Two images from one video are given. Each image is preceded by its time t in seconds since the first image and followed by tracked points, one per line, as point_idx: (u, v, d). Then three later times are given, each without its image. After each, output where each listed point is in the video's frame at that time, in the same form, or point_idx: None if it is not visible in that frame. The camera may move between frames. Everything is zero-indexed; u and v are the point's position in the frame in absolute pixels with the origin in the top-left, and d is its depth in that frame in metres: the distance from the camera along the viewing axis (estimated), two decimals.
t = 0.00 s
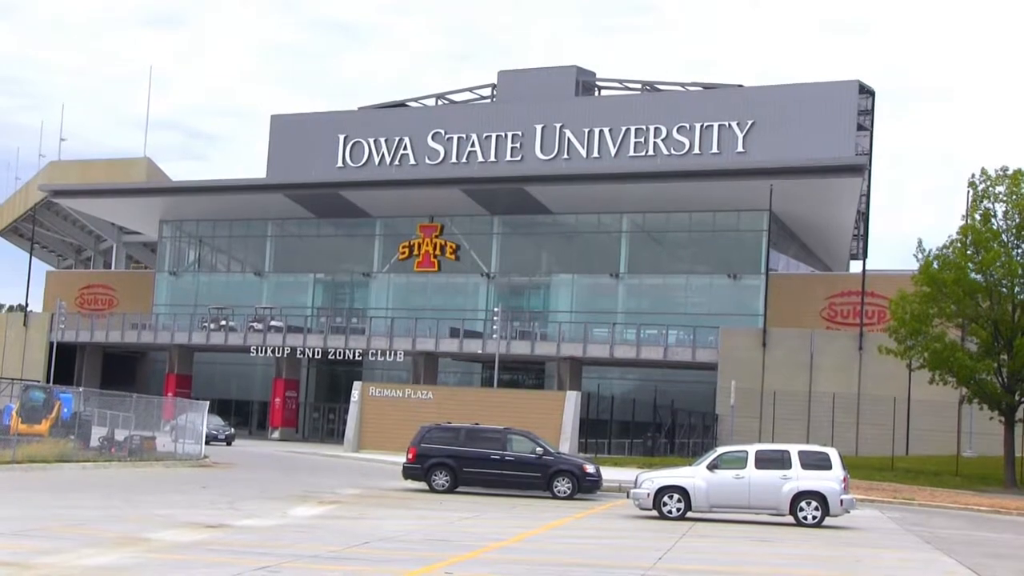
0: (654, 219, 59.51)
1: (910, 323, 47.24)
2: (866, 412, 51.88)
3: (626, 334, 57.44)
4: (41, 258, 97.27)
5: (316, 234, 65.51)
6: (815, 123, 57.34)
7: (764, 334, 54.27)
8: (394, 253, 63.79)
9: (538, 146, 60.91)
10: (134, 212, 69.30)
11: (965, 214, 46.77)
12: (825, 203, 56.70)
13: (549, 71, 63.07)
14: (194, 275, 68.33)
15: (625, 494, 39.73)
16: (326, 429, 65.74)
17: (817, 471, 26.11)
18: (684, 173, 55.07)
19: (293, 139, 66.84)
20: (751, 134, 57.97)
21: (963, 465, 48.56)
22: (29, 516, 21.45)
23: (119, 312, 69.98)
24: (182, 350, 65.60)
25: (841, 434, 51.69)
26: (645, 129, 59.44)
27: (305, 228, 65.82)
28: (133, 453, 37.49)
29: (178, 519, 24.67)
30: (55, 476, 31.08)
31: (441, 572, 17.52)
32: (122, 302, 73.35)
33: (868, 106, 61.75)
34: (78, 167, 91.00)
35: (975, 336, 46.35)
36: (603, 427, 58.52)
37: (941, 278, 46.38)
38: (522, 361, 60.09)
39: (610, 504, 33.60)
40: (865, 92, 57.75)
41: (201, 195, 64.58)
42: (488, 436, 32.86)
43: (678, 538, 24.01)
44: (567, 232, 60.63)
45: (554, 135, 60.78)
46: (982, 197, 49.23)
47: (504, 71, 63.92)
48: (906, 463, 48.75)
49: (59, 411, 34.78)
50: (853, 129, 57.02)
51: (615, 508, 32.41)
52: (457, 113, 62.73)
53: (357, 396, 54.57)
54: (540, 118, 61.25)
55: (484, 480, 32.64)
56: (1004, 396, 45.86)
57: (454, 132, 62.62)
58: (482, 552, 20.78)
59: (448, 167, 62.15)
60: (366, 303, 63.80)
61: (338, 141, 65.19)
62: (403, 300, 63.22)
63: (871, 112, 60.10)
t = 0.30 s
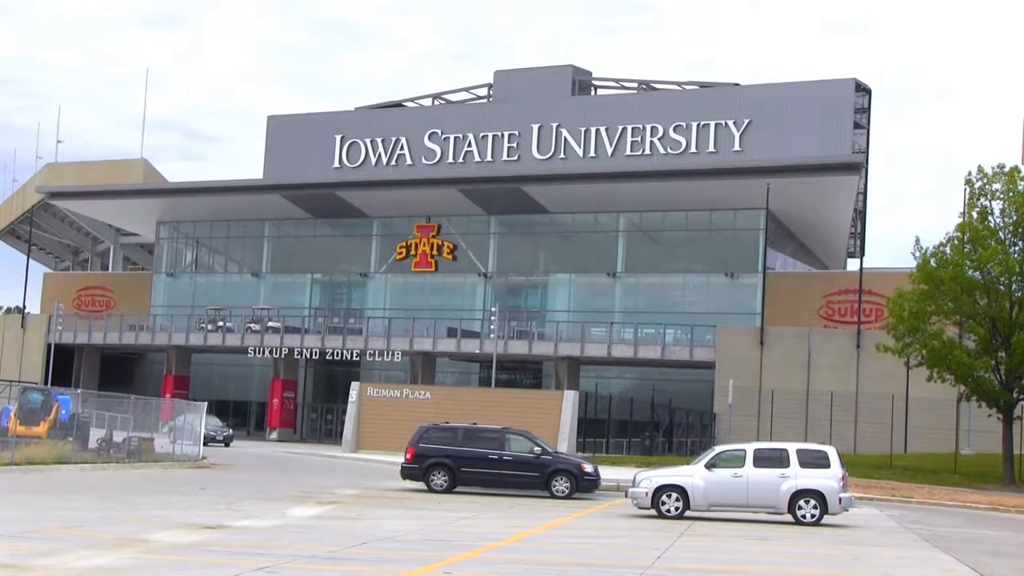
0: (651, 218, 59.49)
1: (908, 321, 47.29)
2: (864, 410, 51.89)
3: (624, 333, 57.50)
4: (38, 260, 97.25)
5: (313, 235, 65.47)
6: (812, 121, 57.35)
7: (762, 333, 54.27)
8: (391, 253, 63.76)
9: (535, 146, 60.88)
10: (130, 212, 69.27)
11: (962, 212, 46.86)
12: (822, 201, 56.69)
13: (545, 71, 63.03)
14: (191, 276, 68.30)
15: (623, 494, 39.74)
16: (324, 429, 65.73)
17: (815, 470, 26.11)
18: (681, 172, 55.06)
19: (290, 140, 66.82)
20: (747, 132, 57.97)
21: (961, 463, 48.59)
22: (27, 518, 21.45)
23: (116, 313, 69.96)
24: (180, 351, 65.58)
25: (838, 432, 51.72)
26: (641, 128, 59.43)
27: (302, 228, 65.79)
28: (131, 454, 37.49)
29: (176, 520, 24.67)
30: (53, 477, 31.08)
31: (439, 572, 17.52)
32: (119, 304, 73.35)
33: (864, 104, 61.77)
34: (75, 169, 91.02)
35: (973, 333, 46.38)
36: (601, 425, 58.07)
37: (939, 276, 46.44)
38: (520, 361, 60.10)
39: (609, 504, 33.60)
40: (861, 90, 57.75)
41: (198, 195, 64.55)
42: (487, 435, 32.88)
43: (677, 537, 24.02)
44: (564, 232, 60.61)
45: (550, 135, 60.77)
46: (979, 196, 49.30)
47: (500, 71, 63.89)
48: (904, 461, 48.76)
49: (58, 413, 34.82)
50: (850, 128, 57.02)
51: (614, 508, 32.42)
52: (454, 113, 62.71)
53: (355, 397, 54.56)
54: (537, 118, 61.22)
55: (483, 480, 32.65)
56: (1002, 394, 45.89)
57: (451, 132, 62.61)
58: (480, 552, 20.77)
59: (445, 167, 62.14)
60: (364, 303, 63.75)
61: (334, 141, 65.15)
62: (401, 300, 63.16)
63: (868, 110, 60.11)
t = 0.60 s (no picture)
0: (651, 218, 59.47)
1: (908, 321, 47.33)
2: (864, 410, 51.90)
3: (624, 333, 57.53)
4: (39, 260, 97.25)
5: (313, 234, 65.46)
6: (812, 122, 57.35)
7: (762, 333, 54.27)
8: (392, 253, 63.75)
9: (535, 147, 60.88)
10: (130, 212, 69.26)
11: (962, 213, 46.88)
12: (822, 202, 56.69)
13: (545, 71, 63.01)
14: (191, 276, 68.30)
15: (623, 494, 39.74)
16: (324, 429, 65.70)
17: (815, 470, 26.11)
18: (681, 172, 55.06)
19: (290, 140, 66.81)
20: (747, 133, 57.96)
21: (961, 463, 48.60)
22: (27, 518, 21.42)
23: (115, 313, 69.96)
24: (180, 351, 65.57)
25: (838, 433, 51.73)
26: (642, 128, 59.42)
27: (302, 228, 65.77)
28: (130, 453, 37.48)
29: (176, 520, 24.64)
30: (53, 477, 31.04)
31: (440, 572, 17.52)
32: (119, 303, 73.35)
33: (864, 105, 61.74)
34: (75, 168, 91.03)
35: (973, 334, 46.39)
36: (602, 427, 58.35)
37: (940, 276, 46.48)
38: (521, 361, 60.07)
39: (608, 504, 33.60)
40: (861, 91, 57.73)
41: (198, 195, 64.56)
42: (486, 436, 32.87)
43: (677, 537, 24.03)
44: (564, 232, 60.60)
45: (551, 135, 60.77)
46: (980, 196, 49.33)
47: (501, 71, 63.86)
48: (904, 462, 48.79)
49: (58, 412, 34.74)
50: (850, 128, 57.00)
51: (614, 508, 32.40)
52: (454, 113, 62.71)
53: (355, 397, 54.56)
54: (537, 118, 61.22)
55: (482, 480, 32.64)
56: (1002, 394, 45.93)
57: (451, 132, 62.61)
58: (481, 552, 20.77)
59: (445, 167, 62.14)
60: (364, 303, 63.72)
61: (335, 141, 65.13)
62: (401, 300, 63.13)
63: (869, 111, 60.09)
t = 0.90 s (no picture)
0: (654, 219, 59.44)
1: (911, 321, 47.35)
2: (866, 411, 51.90)
3: (626, 333, 57.57)
4: (41, 259, 97.35)
5: (315, 234, 65.45)
6: (814, 123, 57.30)
7: (764, 334, 54.26)
8: (394, 253, 63.76)
9: (538, 147, 60.86)
10: (133, 212, 69.30)
11: (966, 213, 46.86)
12: (825, 202, 56.67)
13: (548, 71, 62.88)
14: (193, 275, 68.33)
15: (626, 494, 39.77)
16: (326, 429, 65.71)
17: (817, 471, 26.10)
18: (683, 173, 55.05)
19: (292, 140, 66.78)
20: (750, 134, 57.92)
21: (963, 465, 48.61)
22: (29, 517, 21.42)
23: (118, 313, 69.98)
24: (182, 350, 65.61)
25: (841, 434, 51.72)
26: (644, 129, 59.40)
27: (304, 228, 65.77)
28: (133, 453, 37.49)
29: (179, 519, 24.64)
30: (56, 476, 31.04)
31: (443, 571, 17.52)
32: (122, 302, 73.39)
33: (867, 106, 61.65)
34: (78, 168, 91.11)
35: (976, 335, 46.35)
36: (603, 426, 58.33)
37: (943, 277, 46.47)
38: (523, 361, 60.03)
39: (611, 505, 33.60)
40: (864, 92, 57.68)
41: (200, 195, 64.57)
42: (488, 436, 32.86)
43: (680, 538, 24.03)
44: (566, 232, 60.59)
45: (553, 135, 60.74)
46: (983, 196, 49.31)
47: (503, 71, 63.75)
48: (906, 463, 48.81)
49: (61, 411, 34.73)
50: (853, 129, 56.93)
51: (616, 508, 32.43)
52: (457, 113, 62.70)
53: (357, 397, 54.58)
54: (539, 118, 61.19)
55: (484, 481, 32.64)
56: (1005, 395, 45.97)
57: (453, 132, 62.61)
58: (483, 552, 20.77)
59: (447, 167, 62.12)
60: (366, 302, 63.74)
61: (337, 141, 65.12)
62: (403, 300, 63.13)
63: (871, 111, 60.03)
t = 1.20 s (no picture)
0: (656, 219, 59.38)
1: (914, 322, 47.39)
2: (868, 411, 51.87)
3: (628, 334, 57.58)
4: (42, 259, 97.37)
5: (317, 234, 65.45)
6: (816, 124, 57.26)
7: (766, 334, 54.23)
8: (396, 253, 63.76)
9: (540, 147, 60.82)
10: (135, 212, 69.33)
11: (968, 213, 46.91)
12: (826, 203, 56.63)
13: (550, 71, 62.62)
14: (195, 275, 68.34)
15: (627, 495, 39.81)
16: (328, 429, 65.70)
17: (819, 471, 26.11)
18: (685, 174, 55.04)
19: (294, 140, 66.75)
20: (752, 134, 57.87)
21: (965, 465, 48.62)
22: (31, 517, 21.44)
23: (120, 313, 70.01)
24: (184, 351, 65.61)
25: (842, 434, 51.70)
26: (646, 129, 59.34)
27: (306, 228, 65.76)
28: (135, 453, 37.48)
29: (180, 519, 24.65)
30: (58, 476, 31.06)
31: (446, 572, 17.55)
32: (123, 303, 73.43)
33: (869, 106, 61.58)
34: (79, 168, 91.14)
35: (979, 335, 46.33)
36: (605, 427, 57.99)
37: (945, 277, 46.46)
38: (524, 361, 59.97)
39: (611, 505, 33.64)
40: (866, 93, 57.63)
41: (202, 195, 64.59)
42: (490, 436, 32.87)
43: (681, 538, 24.04)
44: (568, 232, 60.56)
45: (555, 135, 60.69)
46: (985, 197, 49.36)
47: (506, 71, 63.49)
48: (908, 464, 48.84)
49: (62, 412, 34.74)
50: (855, 130, 56.87)
51: (617, 509, 32.46)
52: (459, 114, 62.68)
53: (359, 397, 54.57)
54: (542, 119, 61.14)
55: (486, 481, 32.64)
56: (1007, 396, 46.01)
57: (455, 132, 62.57)
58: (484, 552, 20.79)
59: (449, 168, 62.09)
60: (368, 303, 63.76)
61: (339, 142, 65.10)
62: (405, 300, 63.13)
63: (873, 112, 59.97)
